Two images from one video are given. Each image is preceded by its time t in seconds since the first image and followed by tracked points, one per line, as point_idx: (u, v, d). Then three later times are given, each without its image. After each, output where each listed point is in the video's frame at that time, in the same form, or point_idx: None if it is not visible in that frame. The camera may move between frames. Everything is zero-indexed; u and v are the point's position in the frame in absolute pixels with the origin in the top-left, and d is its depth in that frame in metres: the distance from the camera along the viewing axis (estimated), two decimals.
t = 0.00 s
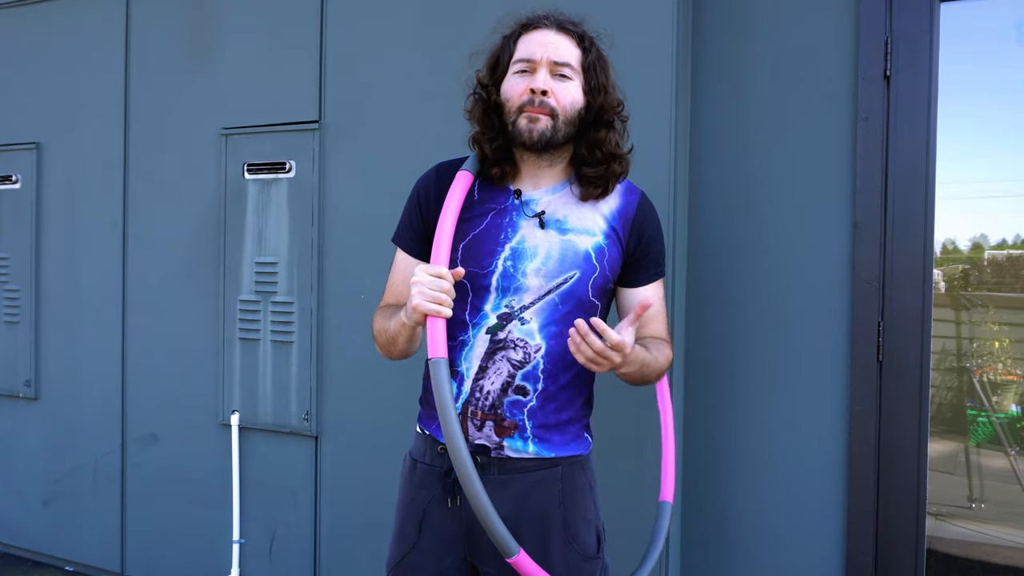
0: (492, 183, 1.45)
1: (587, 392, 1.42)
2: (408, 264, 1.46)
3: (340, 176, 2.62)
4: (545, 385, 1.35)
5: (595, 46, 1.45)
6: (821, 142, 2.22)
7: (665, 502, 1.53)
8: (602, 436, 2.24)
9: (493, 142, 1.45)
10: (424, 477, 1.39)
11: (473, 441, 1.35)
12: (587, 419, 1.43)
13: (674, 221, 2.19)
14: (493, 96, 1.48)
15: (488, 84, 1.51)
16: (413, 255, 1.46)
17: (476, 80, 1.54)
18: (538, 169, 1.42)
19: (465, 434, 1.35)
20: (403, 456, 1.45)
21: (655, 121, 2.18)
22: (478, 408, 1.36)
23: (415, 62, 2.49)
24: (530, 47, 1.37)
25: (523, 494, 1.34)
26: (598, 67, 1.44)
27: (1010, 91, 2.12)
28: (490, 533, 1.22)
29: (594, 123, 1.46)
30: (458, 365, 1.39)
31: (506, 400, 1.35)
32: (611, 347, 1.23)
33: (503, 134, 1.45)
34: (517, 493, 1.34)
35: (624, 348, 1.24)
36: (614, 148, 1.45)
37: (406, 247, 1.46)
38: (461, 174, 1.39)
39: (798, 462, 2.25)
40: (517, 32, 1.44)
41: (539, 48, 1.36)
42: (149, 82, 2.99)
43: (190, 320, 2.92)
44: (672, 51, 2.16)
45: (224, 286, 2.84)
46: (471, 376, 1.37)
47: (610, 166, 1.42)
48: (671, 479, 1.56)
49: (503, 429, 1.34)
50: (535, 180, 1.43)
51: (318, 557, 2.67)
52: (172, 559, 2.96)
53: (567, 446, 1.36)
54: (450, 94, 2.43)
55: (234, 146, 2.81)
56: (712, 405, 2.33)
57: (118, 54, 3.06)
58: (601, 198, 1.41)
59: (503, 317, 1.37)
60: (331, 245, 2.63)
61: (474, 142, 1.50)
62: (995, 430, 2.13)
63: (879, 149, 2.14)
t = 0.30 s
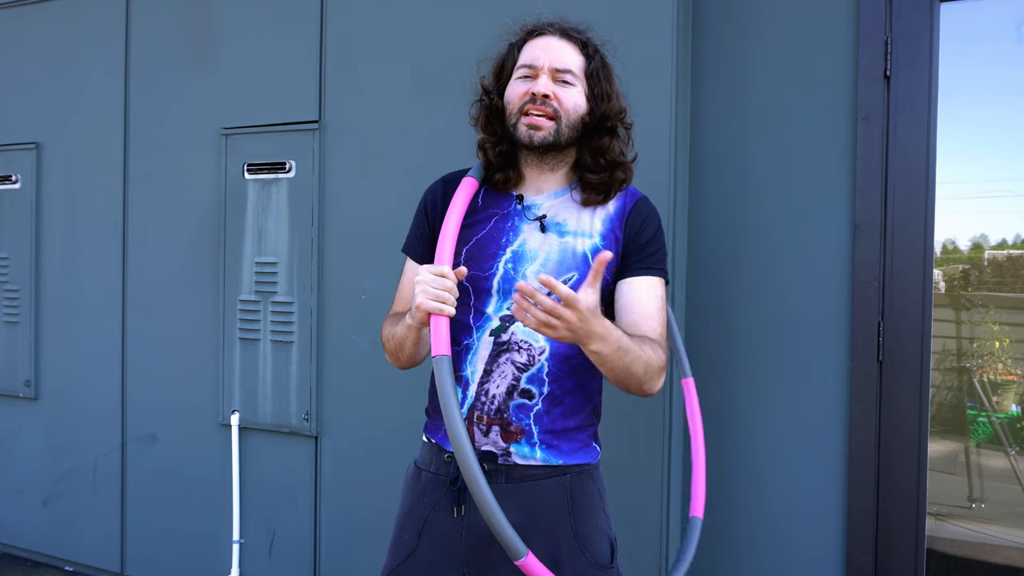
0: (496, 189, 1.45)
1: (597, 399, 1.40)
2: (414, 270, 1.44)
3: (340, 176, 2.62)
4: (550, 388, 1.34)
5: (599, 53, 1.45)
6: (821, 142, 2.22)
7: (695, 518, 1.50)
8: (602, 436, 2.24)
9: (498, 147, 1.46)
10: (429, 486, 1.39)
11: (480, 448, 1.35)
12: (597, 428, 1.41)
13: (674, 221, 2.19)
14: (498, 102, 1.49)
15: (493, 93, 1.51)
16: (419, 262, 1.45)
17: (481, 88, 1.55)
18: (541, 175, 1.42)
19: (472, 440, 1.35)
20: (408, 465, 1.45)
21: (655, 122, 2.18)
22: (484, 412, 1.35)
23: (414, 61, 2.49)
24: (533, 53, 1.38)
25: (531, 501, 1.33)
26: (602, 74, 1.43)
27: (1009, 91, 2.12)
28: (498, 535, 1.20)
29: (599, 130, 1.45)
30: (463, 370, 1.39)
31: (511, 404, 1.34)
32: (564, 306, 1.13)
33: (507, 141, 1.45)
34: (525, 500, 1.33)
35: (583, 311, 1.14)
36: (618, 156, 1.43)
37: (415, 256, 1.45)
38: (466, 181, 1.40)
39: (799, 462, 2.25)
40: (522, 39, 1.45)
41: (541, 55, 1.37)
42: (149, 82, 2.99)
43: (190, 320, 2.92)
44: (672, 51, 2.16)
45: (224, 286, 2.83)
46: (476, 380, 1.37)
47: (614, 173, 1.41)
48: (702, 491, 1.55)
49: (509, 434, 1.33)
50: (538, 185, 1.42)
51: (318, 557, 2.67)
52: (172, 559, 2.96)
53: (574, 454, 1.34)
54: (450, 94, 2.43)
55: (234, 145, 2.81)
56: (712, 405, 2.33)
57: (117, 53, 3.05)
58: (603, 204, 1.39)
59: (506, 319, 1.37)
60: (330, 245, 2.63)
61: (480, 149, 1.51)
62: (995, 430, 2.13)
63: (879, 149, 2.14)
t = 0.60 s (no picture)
0: (497, 190, 1.46)
1: (596, 401, 1.41)
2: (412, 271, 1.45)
3: (340, 176, 2.62)
4: (552, 388, 1.34)
5: (602, 58, 1.45)
6: (821, 142, 2.22)
7: (691, 523, 1.49)
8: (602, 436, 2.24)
9: (501, 149, 1.46)
10: (428, 490, 1.39)
11: (482, 448, 1.35)
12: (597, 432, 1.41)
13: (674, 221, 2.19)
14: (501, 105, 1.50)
15: (497, 94, 1.52)
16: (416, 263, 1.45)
17: (485, 90, 1.56)
18: (543, 178, 1.43)
19: (473, 440, 1.35)
20: (406, 468, 1.45)
21: (654, 122, 2.18)
22: (485, 412, 1.35)
23: (414, 61, 2.49)
24: (535, 57, 1.38)
25: (532, 505, 1.33)
26: (604, 79, 1.43)
27: (1009, 91, 2.12)
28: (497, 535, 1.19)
29: (601, 135, 1.46)
30: (464, 370, 1.39)
31: (513, 404, 1.34)
32: (563, 337, 1.19)
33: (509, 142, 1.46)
34: (525, 503, 1.33)
35: (580, 335, 1.20)
36: (620, 161, 1.44)
37: (413, 256, 1.46)
38: (467, 180, 1.41)
39: (799, 462, 2.25)
40: (525, 43, 1.45)
41: (544, 58, 1.37)
42: (149, 82, 2.99)
43: (190, 320, 2.92)
44: (672, 51, 2.16)
45: (224, 286, 2.83)
46: (478, 380, 1.37)
47: (616, 180, 1.42)
48: (699, 497, 1.53)
49: (511, 434, 1.33)
50: (541, 186, 1.43)
51: (317, 557, 2.67)
52: (172, 559, 2.96)
53: (575, 456, 1.34)
54: (451, 93, 2.43)
55: (234, 145, 2.81)
56: (712, 405, 2.33)
57: (117, 53, 3.06)
58: (609, 209, 1.41)
59: (508, 318, 1.37)
60: (331, 245, 2.63)
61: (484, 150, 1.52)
62: (995, 430, 2.13)
63: (878, 149, 2.14)
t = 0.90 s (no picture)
0: (498, 188, 1.45)
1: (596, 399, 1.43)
2: (412, 270, 1.44)
3: (340, 176, 2.62)
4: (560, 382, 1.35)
5: (601, 60, 1.45)
6: (821, 142, 2.22)
7: (677, 525, 1.54)
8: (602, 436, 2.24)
9: (501, 148, 1.46)
10: (429, 489, 1.38)
11: (489, 441, 1.34)
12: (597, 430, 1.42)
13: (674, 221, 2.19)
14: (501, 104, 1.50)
15: (496, 94, 1.52)
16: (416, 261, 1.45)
17: (485, 89, 1.55)
18: (543, 177, 1.43)
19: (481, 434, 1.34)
20: (405, 468, 1.44)
21: (654, 122, 2.18)
22: (495, 405, 1.35)
23: (414, 61, 2.49)
24: (535, 59, 1.38)
25: (535, 502, 1.32)
26: (603, 81, 1.44)
27: (1009, 91, 2.12)
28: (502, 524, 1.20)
29: (600, 137, 1.47)
30: (471, 364, 1.37)
31: (523, 396, 1.34)
32: (567, 353, 1.27)
33: (509, 141, 1.46)
34: (529, 501, 1.32)
35: (581, 346, 1.28)
36: (619, 162, 1.46)
37: (411, 256, 1.45)
38: (468, 177, 1.39)
39: (799, 462, 2.25)
40: (526, 44, 1.45)
41: (543, 61, 1.37)
42: (149, 82, 2.99)
43: (190, 320, 2.92)
44: (672, 51, 2.16)
45: (224, 286, 2.84)
46: (487, 373, 1.36)
47: (616, 181, 1.44)
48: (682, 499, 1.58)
49: (520, 428, 1.33)
50: (541, 185, 1.44)
51: (317, 557, 2.66)
52: (172, 559, 2.96)
53: (580, 452, 1.35)
54: (451, 94, 2.43)
55: (234, 146, 2.81)
56: (713, 405, 2.33)
57: (117, 53, 3.06)
58: (609, 209, 1.43)
59: (516, 312, 1.36)
60: (331, 245, 2.63)
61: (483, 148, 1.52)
62: (995, 430, 2.13)
63: (878, 149, 2.14)
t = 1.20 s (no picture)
0: (499, 186, 1.45)
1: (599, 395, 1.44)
2: (414, 271, 1.45)
3: (340, 176, 2.62)
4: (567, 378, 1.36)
5: (601, 59, 1.46)
6: (821, 142, 2.22)
7: (671, 525, 1.56)
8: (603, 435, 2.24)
9: (502, 146, 1.46)
10: (434, 489, 1.38)
11: (497, 438, 1.33)
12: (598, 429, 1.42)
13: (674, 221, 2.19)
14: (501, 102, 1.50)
15: (497, 93, 1.52)
16: (418, 262, 1.45)
17: (485, 88, 1.56)
18: (544, 175, 1.43)
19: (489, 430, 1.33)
20: (407, 470, 1.44)
21: (654, 122, 2.18)
22: (502, 401, 1.34)
23: (414, 61, 2.49)
24: (536, 58, 1.38)
25: (543, 501, 1.33)
26: (603, 80, 1.44)
27: (1009, 91, 2.12)
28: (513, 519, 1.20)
29: (600, 135, 1.47)
30: (477, 361, 1.37)
31: (530, 392, 1.34)
32: (572, 347, 1.26)
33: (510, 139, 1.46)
34: (536, 500, 1.33)
35: (587, 340, 1.28)
36: (618, 160, 1.46)
37: (413, 256, 1.45)
38: (470, 175, 1.39)
39: (799, 462, 2.25)
40: (527, 43, 1.45)
41: (545, 59, 1.37)
42: (149, 82, 2.99)
43: (190, 319, 2.92)
44: (672, 51, 2.16)
45: (224, 286, 2.83)
46: (493, 369, 1.36)
47: (616, 179, 1.44)
48: (675, 499, 1.60)
49: (529, 424, 1.33)
50: (542, 183, 1.44)
51: (317, 557, 2.66)
52: (171, 559, 2.96)
53: (586, 450, 1.36)
54: (451, 94, 2.43)
55: (234, 146, 2.81)
56: (712, 405, 2.33)
57: (117, 53, 3.06)
58: (610, 206, 1.43)
59: (521, 308, 1.36)
60: (330, 246, 2.63)
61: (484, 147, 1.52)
62: (995, 430, 2.13)
63: (879, 149, 2.14)
